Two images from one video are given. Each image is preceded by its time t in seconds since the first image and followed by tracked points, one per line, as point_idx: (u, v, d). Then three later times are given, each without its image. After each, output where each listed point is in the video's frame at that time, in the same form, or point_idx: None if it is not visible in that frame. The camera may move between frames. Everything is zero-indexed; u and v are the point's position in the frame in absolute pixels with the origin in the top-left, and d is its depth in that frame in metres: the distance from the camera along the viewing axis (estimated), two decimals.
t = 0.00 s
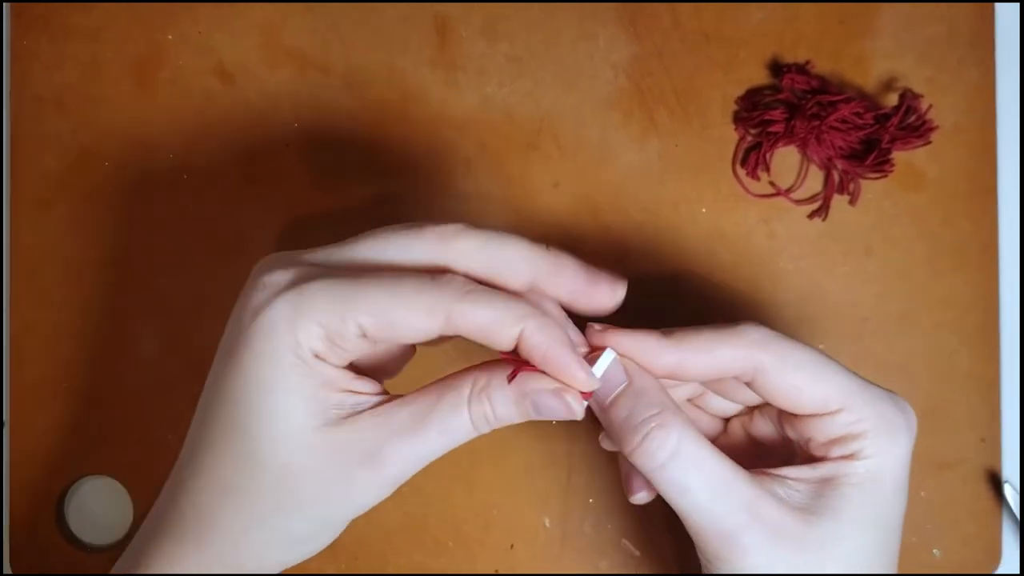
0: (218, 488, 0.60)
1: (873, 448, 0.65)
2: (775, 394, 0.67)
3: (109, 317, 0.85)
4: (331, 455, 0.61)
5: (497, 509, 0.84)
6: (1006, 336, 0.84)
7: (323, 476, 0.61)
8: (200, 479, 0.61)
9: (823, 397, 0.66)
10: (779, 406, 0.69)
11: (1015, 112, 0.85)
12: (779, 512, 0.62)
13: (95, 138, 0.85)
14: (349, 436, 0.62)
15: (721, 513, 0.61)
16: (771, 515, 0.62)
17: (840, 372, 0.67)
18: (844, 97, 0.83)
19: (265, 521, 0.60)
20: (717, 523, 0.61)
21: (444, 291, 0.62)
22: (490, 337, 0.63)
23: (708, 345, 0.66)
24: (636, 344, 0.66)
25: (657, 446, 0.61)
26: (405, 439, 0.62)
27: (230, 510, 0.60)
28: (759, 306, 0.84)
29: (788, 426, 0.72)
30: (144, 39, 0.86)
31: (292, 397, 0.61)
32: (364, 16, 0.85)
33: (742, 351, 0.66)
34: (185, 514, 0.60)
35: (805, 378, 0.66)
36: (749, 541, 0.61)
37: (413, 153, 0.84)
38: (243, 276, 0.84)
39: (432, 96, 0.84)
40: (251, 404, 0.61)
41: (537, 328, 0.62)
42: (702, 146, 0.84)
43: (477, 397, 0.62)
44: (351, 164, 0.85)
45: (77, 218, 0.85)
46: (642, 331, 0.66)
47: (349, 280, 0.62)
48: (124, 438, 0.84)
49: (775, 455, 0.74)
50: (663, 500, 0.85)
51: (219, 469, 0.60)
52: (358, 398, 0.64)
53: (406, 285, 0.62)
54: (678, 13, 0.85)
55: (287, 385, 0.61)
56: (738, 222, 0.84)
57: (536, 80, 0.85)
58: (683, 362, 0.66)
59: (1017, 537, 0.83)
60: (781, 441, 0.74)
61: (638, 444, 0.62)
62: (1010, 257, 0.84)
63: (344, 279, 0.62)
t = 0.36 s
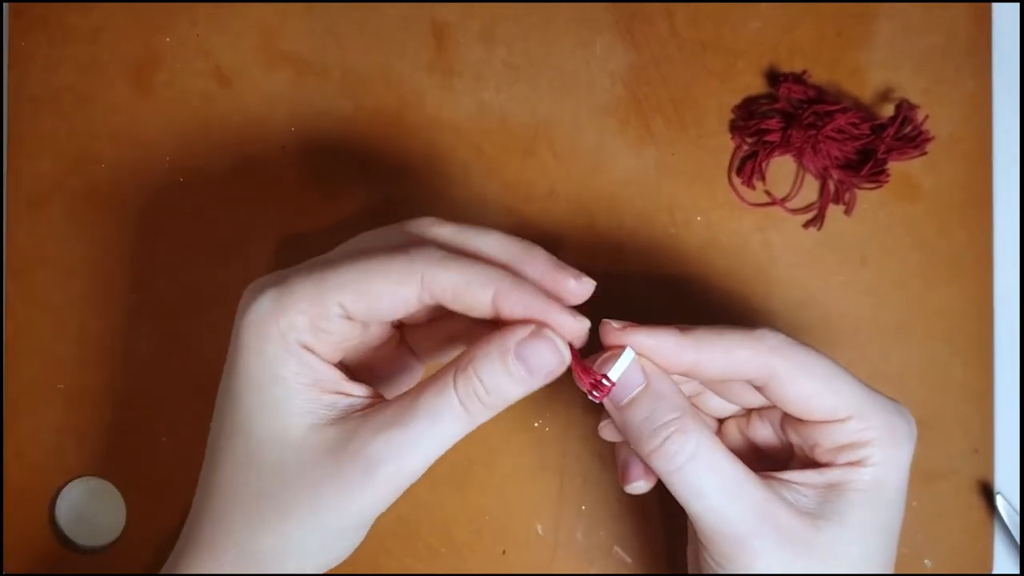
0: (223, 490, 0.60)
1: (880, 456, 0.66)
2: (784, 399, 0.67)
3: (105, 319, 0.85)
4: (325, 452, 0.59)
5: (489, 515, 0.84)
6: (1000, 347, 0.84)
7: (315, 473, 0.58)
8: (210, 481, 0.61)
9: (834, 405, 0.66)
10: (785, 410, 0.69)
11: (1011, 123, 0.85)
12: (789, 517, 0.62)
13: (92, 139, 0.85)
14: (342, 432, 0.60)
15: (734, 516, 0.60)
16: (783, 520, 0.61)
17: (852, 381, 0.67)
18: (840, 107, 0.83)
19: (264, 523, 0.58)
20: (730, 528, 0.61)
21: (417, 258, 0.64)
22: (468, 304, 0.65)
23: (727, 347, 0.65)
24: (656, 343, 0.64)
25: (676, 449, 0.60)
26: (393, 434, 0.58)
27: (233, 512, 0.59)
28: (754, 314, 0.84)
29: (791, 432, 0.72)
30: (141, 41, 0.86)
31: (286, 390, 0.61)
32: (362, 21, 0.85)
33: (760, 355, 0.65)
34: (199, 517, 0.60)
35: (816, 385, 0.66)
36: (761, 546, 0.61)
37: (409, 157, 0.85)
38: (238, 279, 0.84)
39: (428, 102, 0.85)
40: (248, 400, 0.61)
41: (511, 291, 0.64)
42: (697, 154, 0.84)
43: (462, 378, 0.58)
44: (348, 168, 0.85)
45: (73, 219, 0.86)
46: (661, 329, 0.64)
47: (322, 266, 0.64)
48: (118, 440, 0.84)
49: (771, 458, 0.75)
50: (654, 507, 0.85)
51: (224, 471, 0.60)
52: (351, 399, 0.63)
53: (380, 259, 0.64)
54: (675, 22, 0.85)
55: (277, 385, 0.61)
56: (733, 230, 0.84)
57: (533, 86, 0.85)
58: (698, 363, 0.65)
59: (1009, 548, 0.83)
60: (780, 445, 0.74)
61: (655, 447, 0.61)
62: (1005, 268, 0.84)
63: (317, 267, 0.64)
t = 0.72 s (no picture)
0: (223, 508, 0.56)
1: (881, 449, 0.66)
2: (789, 386, 0.68)
3: (105, 319, 0.85)
4: (335, 491, 0.55)
5: (489, 512, 0.84)
6: (999, 341, 0.84)
7: (323, 510, 0.54)
8: (208, 497, 0.56)
9: (839, 394, 0.66)
10: (790, 398, 0.69)
11: (1008, 118, 0.85)
12: (788, 511, 0.61)
13: (91, 139, 0.86)
14: (356, 471, 0.56)
15: (733, 511, 0.59)
16: (781, 516, 0.60)
17: (857, 371, 0.67)
18: (837, 102, 0.83)
19: (260, 555, 0.54)
20: (728, 523, 0.60)
21: (455, 243, 0.67)
22: (501, 294, 0.69)
23: (733, 330, 0.67)
24: (662, 328, 0.66)
25: (672, 443, 0.60)
26: (412, 475, 0.55)
27: (219, 522, 0.55)
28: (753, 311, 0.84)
29: (794, 421, 0.72)
30: (140, 41, 0.86)
31: (307, 415, 0.58)
32: (360, 20, 0.85)
33: (767, 339, 0.66)
34: (189, 533, 0.56)
35: (823, 372, 0.66)
36: (758, 542, 0.60)
37: (408, 156, 0.85)
38: (238, 278, 0.85)
39: (426, 100, 0.85)
40: (266, 419, 0.57)
41: (544, 286, 0.68)
42: (695, 150, 0.84)
43: (497, 432, 0.54)
44: (346, 167, 0.85)
45: (72, 220, 0.86)
46: (669, 312, 0.67)
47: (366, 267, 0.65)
48: (118, 440, 0.84)
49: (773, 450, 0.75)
50: (655, 503, 0.85)
51: (227, 489, 0.56)
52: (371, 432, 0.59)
53: (422, 250, 0.66)
54: (672, 19, 0.85)
55: (303, 411, 0.58)
56: (731, 226, 0.84)
57: (530, 84, 0.85)
58: (703, 346, 0.67)
59: (1010, 542, 0.83)
60: (782, 436, 0.75)
61: (651, 440, 0.61)
62: (1004, 262, 0.84)
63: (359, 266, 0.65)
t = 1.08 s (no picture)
0: (218, 493, 0.56)
1: (871, 477, 0.64)
2: (786, 397, 0.67)
3: (113, 326, 0.85)
4: (329, 465, 0.56)
5: (502, 512, 0.84)
6: (1009, 330, 0.84)
7: (317, 484, 0.55)
8: (205, 486, 0.57)
9: (833, 415, 0.65)
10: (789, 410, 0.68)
11: (1014, 107, 0.85)
12: (766, 532, 0.61)
13: (96, 146, 0.86)
14: (348, 445, 0.57)
15: (708, 529, 0.60)
16: (759, 539, 0.60)
17: (855, 389, 0.66)
18: (843, 95, 0.83)
19: (257, 536, 0.54)
20: (707, 541, 0.61)
21: (454, 255, 0.68)
22: (497, 309, 0.68)
23: (732, 331, 0.67)
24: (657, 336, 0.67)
25: (649, 461, 0.62)
26: (404, 447, 0.56)
27: (216, 506, 0.55)
28: (762, 305, 0.84)
29: (797, 434, 0.71)
30: (143, 47, 0.86)
31: (299, 393, 0.59)
32: (363, 22, 0.85)
33: (770, 341, 0.66)
34: (186, 526, 0.56)
35: (821, 387, 0.65)
36: (736, 562, 0.60)
37: (414, 156, 0.85)
38: (246, 282, 0.85)
39: (431, 100, 0.85)
40: (258, 400, 0.58)
41: (540, 301, 0.67)
42: (702, 146, 0.84)
43: (484, 396, 0.56)
44: (352, 169, 0.85)
45: (79, 227, 0.85)
46: (663, 321, 0.68)
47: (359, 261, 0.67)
48: (129, 446, 0.84)
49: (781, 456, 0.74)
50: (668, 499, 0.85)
51: (222, 474, 0.56)
52: (363, 409, 0.61)
53: (421, 254, 0.68)
54: (676, 14, 0.85)
55: (294, 387, 0.59)
56: (739, 221, 0.84)
57: (535, 82, 0.85)
58: (703, 346, 0.68)
59: None
60: (789, 446, 0.74)
61: (633, 456, 0.63)
62: (1012, 251, 0.84)
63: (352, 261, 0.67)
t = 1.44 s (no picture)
0: (234, 501, 0.57)
1: (861, 498, 0.63)
2: (778, 417, 0.66)
3: (115, 328, 0.85)
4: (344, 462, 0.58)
5: (505, 512, 0.84)
6: (1011, 327, 0.84)
7: (335, 483, 0.57)
8: (218, 496, 0.57)
9: (824, 439, 0.64)
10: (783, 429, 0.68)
11: (1014, 104, 0.85)
12: (746, 540, 0.62)
13: (96, 148, 0.85)
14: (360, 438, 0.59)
15: (692, 532, 0.62)
16: (740, 545, 0.62)
17: (851, 414, 0.65)
18: (844, 93, 0.83)
19: (283, 536, 0.56)
20: (691, 543, 0.62)
21: (451, 252, 0.68)
22: (497, 304, 0.69)
23: (724, 353, 0.67)
24: (651, 356, 0.67)
25: (636, 462, 0.63)
26: (418, 436, 0.58)
27: (232, 515, 0.56)
28: (763, 303, 0.84)
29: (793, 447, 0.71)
30: (143, 49, 0.86)
31: (304, 399, 0.59)
32: (363, 22, 0.85)
33: (758, 365, 0.66)
34: (200, 534, 0.56)
35: (814, 412, 0.65)
36: (717, 566, 0.62)
37: (414, 157, 0.85)
38: (247, 283, 0.84)
39: (432, 100, 0.85)
40: (264, 409, 0.59)
41: (540, 293, 0.67)
42: (702, 144, 0.84)
43: (489, 385, 0.58)
44: (353, 170, 0.85)
45: (80, 228, 0.85)
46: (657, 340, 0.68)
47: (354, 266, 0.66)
48: (131, 448, 0.84)
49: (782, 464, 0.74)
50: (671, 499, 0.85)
51: (235, 482, 0.57)
52: (371, 405, 0.62)
53: (418, 254, 0.67)
54: (676, 13, 0.85)
55: (300, 393, 0.59)
56: (740, 219, 0.84)
57: (535, 82, 0.85)
58: (691, 368, 0.68)
59: None
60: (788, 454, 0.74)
61: (621, 455, 0.64)
62: (1014, 248, 0.84)
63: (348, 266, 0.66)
